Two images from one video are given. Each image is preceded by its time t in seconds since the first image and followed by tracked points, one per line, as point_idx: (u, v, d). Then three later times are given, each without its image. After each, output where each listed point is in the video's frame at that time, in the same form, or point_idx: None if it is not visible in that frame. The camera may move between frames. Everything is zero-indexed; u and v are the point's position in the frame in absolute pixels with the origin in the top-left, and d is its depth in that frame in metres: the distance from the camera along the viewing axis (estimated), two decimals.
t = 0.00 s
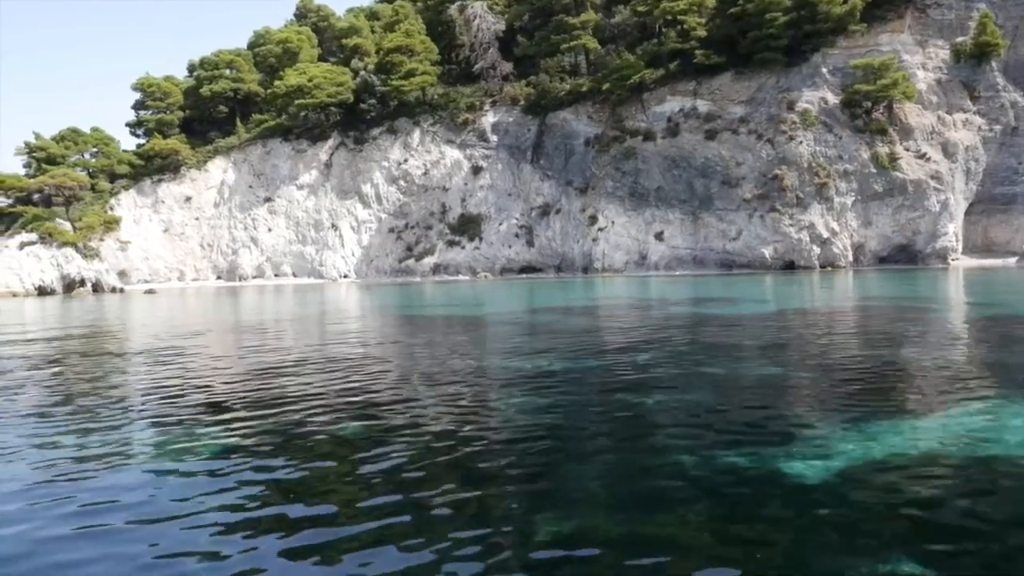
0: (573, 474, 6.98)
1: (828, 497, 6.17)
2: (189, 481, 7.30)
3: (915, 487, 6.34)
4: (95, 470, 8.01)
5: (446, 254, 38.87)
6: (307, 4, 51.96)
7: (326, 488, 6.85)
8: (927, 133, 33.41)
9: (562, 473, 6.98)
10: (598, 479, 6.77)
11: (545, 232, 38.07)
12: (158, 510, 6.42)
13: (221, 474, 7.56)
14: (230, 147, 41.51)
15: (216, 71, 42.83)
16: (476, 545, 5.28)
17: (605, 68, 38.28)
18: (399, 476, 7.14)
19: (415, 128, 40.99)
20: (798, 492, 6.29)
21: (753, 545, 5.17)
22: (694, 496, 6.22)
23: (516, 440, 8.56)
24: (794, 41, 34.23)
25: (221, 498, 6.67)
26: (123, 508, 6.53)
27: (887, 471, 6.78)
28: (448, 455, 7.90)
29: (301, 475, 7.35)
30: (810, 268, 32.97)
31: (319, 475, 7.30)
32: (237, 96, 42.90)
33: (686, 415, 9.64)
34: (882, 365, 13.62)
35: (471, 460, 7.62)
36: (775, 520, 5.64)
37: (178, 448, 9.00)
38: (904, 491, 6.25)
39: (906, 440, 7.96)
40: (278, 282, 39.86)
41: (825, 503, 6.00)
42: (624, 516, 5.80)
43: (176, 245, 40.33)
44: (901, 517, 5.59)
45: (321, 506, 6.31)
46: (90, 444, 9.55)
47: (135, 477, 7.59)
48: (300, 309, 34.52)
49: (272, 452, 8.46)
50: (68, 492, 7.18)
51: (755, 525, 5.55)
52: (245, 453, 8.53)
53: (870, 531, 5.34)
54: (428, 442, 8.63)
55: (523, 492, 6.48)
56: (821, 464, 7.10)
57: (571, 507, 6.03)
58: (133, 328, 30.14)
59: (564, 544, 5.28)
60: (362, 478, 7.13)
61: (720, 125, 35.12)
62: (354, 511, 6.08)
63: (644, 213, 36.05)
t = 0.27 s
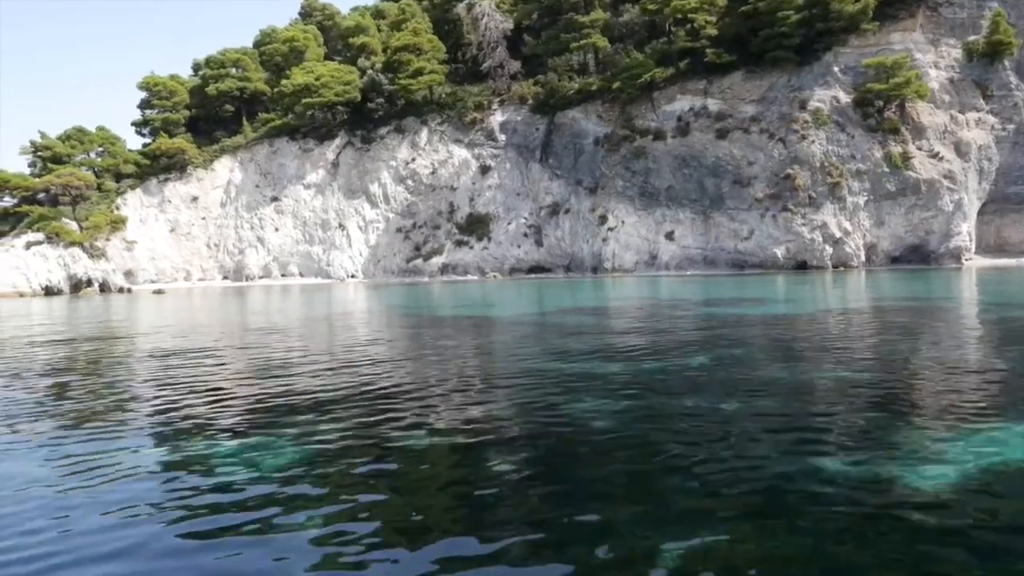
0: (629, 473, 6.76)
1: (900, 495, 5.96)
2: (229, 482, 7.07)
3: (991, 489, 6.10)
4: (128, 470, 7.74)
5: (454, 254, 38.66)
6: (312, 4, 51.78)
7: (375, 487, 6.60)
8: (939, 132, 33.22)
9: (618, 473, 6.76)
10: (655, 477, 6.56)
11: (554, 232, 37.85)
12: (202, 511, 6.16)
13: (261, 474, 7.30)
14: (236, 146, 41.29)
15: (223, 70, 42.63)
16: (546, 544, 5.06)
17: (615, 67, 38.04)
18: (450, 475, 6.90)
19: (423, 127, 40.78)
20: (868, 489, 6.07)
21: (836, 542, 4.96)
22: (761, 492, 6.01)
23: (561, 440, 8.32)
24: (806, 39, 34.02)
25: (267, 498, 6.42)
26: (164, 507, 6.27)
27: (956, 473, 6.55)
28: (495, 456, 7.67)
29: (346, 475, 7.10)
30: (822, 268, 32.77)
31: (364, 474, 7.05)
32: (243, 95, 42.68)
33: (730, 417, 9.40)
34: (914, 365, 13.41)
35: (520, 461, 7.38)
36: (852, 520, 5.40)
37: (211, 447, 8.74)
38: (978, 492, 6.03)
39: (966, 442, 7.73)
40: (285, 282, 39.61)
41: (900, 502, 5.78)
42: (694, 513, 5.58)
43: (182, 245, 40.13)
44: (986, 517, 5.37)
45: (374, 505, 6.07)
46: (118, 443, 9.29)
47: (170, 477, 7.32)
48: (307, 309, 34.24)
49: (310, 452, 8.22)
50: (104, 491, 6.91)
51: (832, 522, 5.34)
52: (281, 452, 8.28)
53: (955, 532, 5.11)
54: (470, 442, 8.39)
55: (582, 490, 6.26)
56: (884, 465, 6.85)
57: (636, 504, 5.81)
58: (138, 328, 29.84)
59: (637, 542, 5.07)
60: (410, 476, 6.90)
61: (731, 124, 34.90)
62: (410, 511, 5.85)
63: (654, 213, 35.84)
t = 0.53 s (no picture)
0: (679, 485, 6.59)
1: (963, 508, 5.80)
2: (268, 494, 6.90)
3: None
4: (159, 480, 7.54)
5: (461, 254, 38.48)
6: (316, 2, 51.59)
7: (418, 502, 6.43)
8: (950, 132, 33.05)
9: (667, 485, 6.59)
10: (708, 490, 6.41)
11: (562, 231, 37.67)
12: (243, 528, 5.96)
13: (298, 487, 7.12)
14: (242, 145, 41.11)
15: (228, 69, 42.42)
16: (608, 567, 4.90)
17: (623, 66, 37.80)
18: (496, 488, 6.73)
19: (429, 126, 40.59)
20: (929, 503, 5.92)
21: (904, 564, 4.82)
22: (818, 507, 5.86)
23: (603, 446, 8.15)
24: (816, 38, 33.83)
25: (309, 515, 6.24)
26: (203, 525, 6.07)
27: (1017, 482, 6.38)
28: (538, 465, 7.50)
29: (387, 488, 6.93)
30: (833, 268, 32.63)
31: (405, 488, 6.88)
32: (248, 94, 42.48)
33: (770, 418, 9.24)
34: (943, 364, 13.26)
35: (565, 470, 7.21)
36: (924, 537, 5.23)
37: (243, 454, 8.55)
38: None
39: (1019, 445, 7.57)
40: (291, 282, 39.43)
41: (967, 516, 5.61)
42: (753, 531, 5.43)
43: (188, 245, 40.00)
44: None
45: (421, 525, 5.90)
46: (146, 448, 9.10)
47: (205, 489, 7.13)
48: (314, 309, 34.03)
49: (346, 460, 8.03)
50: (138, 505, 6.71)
51: (899, 542, 5.18)
52: (315, 460, 8.10)
53: None
54: (509, 448, 8.21)
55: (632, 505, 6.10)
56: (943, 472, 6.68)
57: (691, 522, 5.66)
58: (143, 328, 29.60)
59: (700, 563, 4.92)
60: (454, 490, 6.72)
61: (740, 124, 34.73)
62: (459, 530, 5.67)
63: (663, 213, 35.69)
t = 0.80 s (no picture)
0: (738, 485, 6.38)
1: None
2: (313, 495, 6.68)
3: None
4: (196, 480, 7.32)
5: (470, 253, 38.26)
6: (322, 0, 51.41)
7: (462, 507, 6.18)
8: (963, 131, 32.86)
9: (722, 483, 6.38)
10: (770, 489, 6.21)
11: (572, 231, 37.45)
12: (285, 534, 5.71)
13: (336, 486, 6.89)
14: (248, 144, 40.92)
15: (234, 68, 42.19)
16: (671, 570, 4.68)
17: (633, 65, 37.54)
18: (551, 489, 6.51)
19: (437, 126, 40.39)
20: (1000, 501, 5.70)
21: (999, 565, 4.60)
22: (878, 505, 5.65)
23: (652, 444, 7.94)
24: (828, 37, 33.63)
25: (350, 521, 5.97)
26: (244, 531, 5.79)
27: None
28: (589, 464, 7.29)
29: (435, 491, 6.70)
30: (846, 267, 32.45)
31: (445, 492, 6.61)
32: (255, 93, 42.27)
33: (817, 416, 9.03)
34: (978, 362, 13.07)
35: (620, 469, 6.99)
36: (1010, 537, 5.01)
37: (279, 453, 8.32)
38: None
39: None
40: (298, 282, 39.20)
41: None
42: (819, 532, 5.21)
43: (195, 245, 39.85)
44: None
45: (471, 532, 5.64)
46: (178, 446, 8.89)
47: (239, 492, 6.88)
48: (321, 309, 33.77)
49: (389, 459, 7.81)
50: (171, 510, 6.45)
51: (976, 541, 4.98)
52: (355, 459, 7.90)
53: None
54: (556, 446, 7.99)
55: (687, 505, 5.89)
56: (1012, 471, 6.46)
57: (757, 522, 5.45)
58: (149, 328, 29.33)
59: (783, 566, 4.71)
60: (507, 490, 6.52)
61: (751, 122, 34.53)
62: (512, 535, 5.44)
63: (673, 212, 35.50)
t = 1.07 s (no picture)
0: (807, 490, 6.14)
1: None
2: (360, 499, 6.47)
3: None
4: (236, 483, 7.10)
5: (479, 253, 38.06)
6: None
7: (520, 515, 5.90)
8: (976, 130, 32.69)
9: (788, 489, 6.14)
10: (838, 492, 6.00)
11: (581, 231, 37.23)
12: (338, 541, 5.49)
13: (382, 489, 6.63)
14: (255, 143, 40.73)
15: (241, 66, 41.98)
16: None
17: (643, 64, 37.34)
18: (612, 494, 6.26)
19: (445, 125, 40.17)
20: None
21: None
22: (957, 510, 5.43)
23: (704, 446, 7.71)
24: (840, 35, 33.43)
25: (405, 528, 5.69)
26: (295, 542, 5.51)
27: None
28: (644, 466, 7.07)
29: (488, 494, 6.45)
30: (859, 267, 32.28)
31: (498, 495, 6.35)
32: (261, 92, 42.05)
33: (867, 416, 8.82)
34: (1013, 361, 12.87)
35: (679, 473, 6.77)
36: None
37: (318, 453, 8.09)
38: None
39: None
40: (305, 282, 38.99)
41: None
42: (908, 541, 4.98)
43: (202, 245, 39.71)
44: None
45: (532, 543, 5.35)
46: (211, 447, 8.64)
47: (280, 496, 6.62)
48: (329, 309, 33.51)
49: (433, 459, 7.57)
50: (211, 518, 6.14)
51: None
52: (399, 460, 7.66)
53: None
54: (604, 448, 7.78)
55: (759, 514, 5.63)
56: None
57: (833, 528, 5.24)
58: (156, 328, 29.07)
59: None
60: (562, 495, 6.31)
61: (763, 121, 34.33)
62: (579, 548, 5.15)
63: (684, 212, 35.31)
